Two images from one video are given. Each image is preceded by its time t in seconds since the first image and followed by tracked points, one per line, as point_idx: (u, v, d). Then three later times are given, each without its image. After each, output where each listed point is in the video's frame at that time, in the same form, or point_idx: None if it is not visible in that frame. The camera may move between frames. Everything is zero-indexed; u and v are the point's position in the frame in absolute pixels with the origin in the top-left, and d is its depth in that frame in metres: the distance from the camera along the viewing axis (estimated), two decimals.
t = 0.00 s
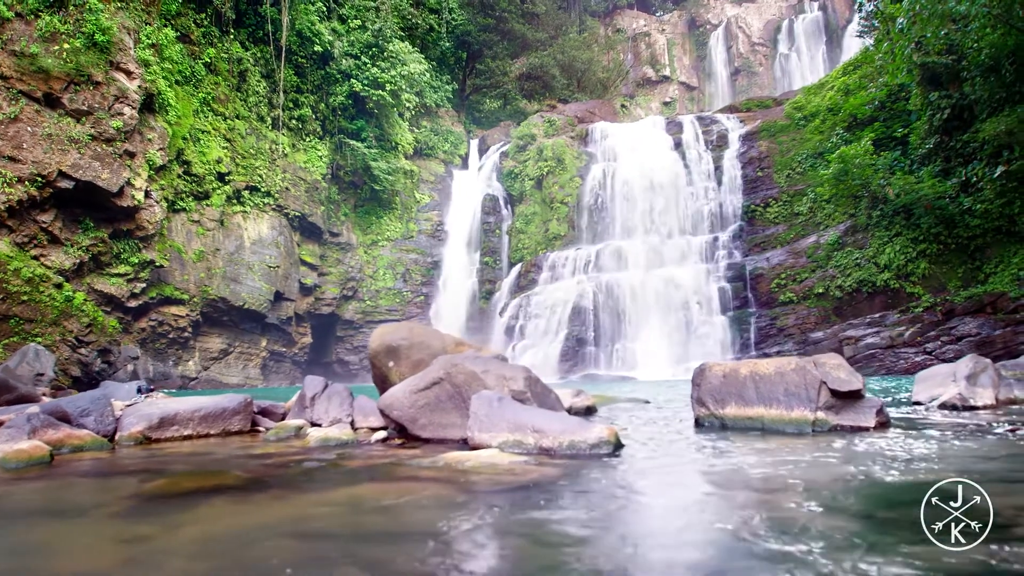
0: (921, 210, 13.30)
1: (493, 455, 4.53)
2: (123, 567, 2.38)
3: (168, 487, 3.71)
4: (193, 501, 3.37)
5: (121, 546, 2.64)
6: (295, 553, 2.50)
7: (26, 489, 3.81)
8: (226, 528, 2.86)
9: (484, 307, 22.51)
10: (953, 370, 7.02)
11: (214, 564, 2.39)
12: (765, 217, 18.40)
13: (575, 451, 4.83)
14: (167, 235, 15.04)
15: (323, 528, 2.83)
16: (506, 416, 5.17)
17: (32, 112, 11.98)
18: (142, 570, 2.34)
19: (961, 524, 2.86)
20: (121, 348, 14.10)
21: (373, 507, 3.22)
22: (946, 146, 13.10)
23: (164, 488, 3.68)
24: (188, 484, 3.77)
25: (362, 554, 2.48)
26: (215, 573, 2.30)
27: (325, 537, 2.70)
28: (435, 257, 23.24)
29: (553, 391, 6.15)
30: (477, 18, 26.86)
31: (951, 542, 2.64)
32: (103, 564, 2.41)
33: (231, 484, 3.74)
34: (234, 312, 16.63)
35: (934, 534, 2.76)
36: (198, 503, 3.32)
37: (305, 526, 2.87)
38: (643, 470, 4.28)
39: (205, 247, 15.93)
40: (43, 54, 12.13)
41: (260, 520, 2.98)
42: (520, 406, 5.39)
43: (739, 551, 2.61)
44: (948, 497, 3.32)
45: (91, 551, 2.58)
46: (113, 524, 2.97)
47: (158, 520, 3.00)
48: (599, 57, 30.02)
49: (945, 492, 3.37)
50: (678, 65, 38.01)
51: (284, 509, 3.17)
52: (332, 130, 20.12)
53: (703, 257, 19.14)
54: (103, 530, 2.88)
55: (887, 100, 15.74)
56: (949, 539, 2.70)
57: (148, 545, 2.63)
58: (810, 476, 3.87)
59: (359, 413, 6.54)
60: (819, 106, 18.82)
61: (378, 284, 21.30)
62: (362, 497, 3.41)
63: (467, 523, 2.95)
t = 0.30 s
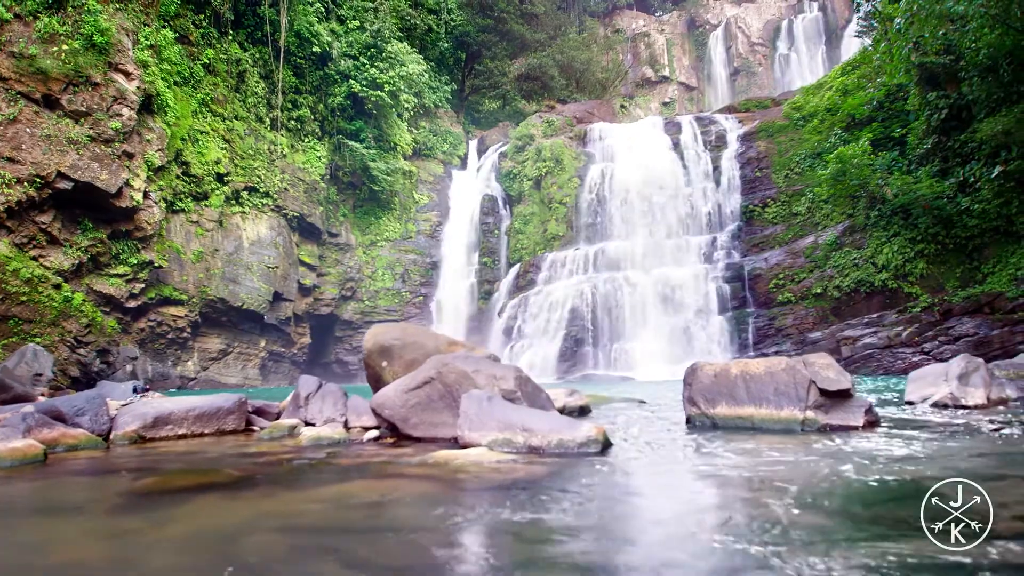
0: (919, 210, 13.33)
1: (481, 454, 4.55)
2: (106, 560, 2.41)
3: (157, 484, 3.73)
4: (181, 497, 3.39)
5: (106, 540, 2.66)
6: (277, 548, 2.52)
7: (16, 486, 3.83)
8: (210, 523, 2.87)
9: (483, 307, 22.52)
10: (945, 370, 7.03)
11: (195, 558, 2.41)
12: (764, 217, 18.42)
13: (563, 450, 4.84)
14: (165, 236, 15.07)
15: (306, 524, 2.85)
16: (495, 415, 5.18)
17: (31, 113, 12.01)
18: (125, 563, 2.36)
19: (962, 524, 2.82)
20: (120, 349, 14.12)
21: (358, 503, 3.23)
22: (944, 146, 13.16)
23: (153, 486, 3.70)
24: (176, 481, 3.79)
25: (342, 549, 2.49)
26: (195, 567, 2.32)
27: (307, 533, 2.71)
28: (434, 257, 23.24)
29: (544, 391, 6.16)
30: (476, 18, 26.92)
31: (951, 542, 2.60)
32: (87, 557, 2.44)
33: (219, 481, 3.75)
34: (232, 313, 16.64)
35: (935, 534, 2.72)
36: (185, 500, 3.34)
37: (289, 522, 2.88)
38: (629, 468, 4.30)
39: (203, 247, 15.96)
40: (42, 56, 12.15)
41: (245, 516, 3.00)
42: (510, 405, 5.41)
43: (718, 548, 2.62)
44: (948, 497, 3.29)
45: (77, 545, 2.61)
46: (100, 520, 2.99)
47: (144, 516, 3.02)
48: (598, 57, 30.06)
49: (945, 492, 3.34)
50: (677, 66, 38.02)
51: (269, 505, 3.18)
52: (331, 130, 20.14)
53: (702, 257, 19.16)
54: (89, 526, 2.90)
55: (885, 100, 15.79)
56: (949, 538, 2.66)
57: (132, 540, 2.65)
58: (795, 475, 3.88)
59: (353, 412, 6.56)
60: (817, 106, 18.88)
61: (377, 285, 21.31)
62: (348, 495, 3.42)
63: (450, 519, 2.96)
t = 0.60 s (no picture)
0: (916, 210, 13.36)
1: (469, 453, 4.56)
2: (92, 556, 2.43)
3: (146, 482, 3.74)
4: (168, 495, 3.41)
5: (90, 536, 2.67)
6: (260, 544, 2.53)
7: (7, 485, 3.85)
8: (196, 520, 2.89)
9: (484, 308, 22.19)
10: (936, 370, 7.04)
11: (177, 554, 2.42)
12: (762, 218, 18.44)
13: (551, 448, 4.86)
14: (164, 237, 15.10)
15: (290, 521, 2.87)
16: (484, 414, 5.20)
17: (29, 113, 12.05)
18: (111, 559, 2.38)
19: (962, 524, 2.80)
20: (118, 349, 14.14)
21: (343, 501, 3.24)
22: (941, 146, 13.29)
23: (143, 484, 3.71)
24: (165, 480, 3.81)
25: (324, 546, 2.51)
26: (178, 563, 2.34)
27: (291, 530, 2.73)
28: (433, 258, 23.24)
29: (534, 391, 6.17)
30: (474, 19, 26.97)
31: (950, 542, 2.57)
32: (73, 553, 2.46)
33: (207, 480, 3.77)
34: (231, 313, 16.66)
35: (935, 534, 2.70)
36: (172, 498, 3.35)
37: (273, 519, 2.90)
38: (615, 467, 4.32)
39: (202, 248, 15.99)
40: (40, 56, 12.18)
41: (230, 513, 3.01)
42: (500, 405, 5.43)
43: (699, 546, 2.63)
44: (949, 497, 3.26)
45: (64, 541, 2.62)
46: (88, 517, 3.01)
47: (131, 513, 3.04)
48: (597, 57, 30.10)
49: (946, 492, 3.31)
50: (677, 66, 37.95)
51: (255, 503, 3.20)
52: (330, 131, 20.15)
53: (700, 257, 19.19)
54: (76, 522, 2.92)
55: (883, 100, 15.82)
56: (950, 539, 2.62)
57: (116, 536, 2.67)
58: (778, 473, 3.90)
59: (346, 412, 6.57)
60: (815, 107, 18.93)
61: (376, 285, 21.32)
62: (334, 492, 3.44)
63: (433, 517, 2.97)
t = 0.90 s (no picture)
0: (913, 210, 13.38)
1: (456, 453, 4.58)
2: (79, 555, 2.46)
3: (135, 483, 3.76)
4: (157, 495, 3.43)
5: (77, 537, 2.70)
6: (244, 544, 2.56)
7: None
8: (184, 520, 2.93)
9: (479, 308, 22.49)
10: (926, 370, 7.07)
11: (161, 554, 2.45)
12: (760, 218, 18.48)
13: (538, 449, 4.89)
14: (162, 237, 15.14)
15: (275, 521, 2.90)
16: (473, 415, 5.22)
17: (27, 115, 12.10)
18: (97, 558, 2.42)
19: (962, 523, 2.77)
20: (116, 349, 14.17)
21: (328, 502, 3.27)
22: (938, 147, 13.38)
23: (133, 484, 3.74)
24: (155, 480, 3.83)
25: (306, 545, 2.54)
26: (162, 562, 2.36)
27: (275, 530, 2.75)
28: (431, 258, 23.24)
29: (523, 392, 6.20)
30: (473, 19, 27.00)
31: (949, 541, 2.55)
32: (60, 553, 2.49)
33: (197, 480, 3.79)
34: (229, 313, 16.68)
35: (934, 532, 2.67)
36: (160, 498, 3.38)
37: (258, 519, 2.92)
38: (601, 466, 4.35)
39: (200, 248, 16.00)
40: (38, 57, 12.21)
41: (218, 513, 3.04)
42: (488, 406, 5.45)
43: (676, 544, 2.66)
44: (949, 497, 3.23)
45: (52, 540, 2.66)
46: (77, 517, 3.04)
47: (119, 514, 3.07)
48: (595, 58, 30.14)
49: (946, 492, 3.28)
50: (676, 66, 37.77)
51: (242, 503, 3.22)
52: (328, 131, 20.15)
53: (698, 257, 19.22)
54: (65, 522, 2.94)
55: (880, 101, 15.85)
56: (949, 538, 2.60)
57: (103, 536, 2.69)
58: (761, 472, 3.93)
59: (338, 412, 6.60)
60: (813, 108, 18.98)
61: (374, 285, 21.33)
62: (321, 493, 3.47)
63: (415, 517, 3.00)
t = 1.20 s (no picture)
0: (910, 211, 13.41)
1: (442, 454, 4.60)
2: (60, 554, 2.49)
3: (122, 483, 3.79)
4: (143, 495, 3.46)
5: (61, 537, 2.72)
6: (225, 544, 2.59)
7: None
8: (168, 519, 2.95)
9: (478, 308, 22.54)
10: (916, 371, 7.10)
11: (141, 553, 2.48)
12: (758, 218, 18.50)
13: (524, 450, 4.91)
14: (161, 238, 15.17)
15: (256, 520, 2.93)
16: (460, 416, 5.24)
17: (25, 115, 12.15)
18: (76, 557, 2.44)
19: (965, 523, 2.75)
20: (114, 350, 14.21)
21: (311, 502, 3.29)
22: (936, 147, 13.44)
23: (120, 484, 3.77)
24: (142, 480, 3.85)
25: (285, 545, 2.56)
26: (144, 562, 2.39)
27: (256, 530, 2.78)
28: (430, 258, 23.22)
29: (511, 393, 6.23)
30: (471, 20, 27.03)
31: (950, 541, 2.53)
32: (41, 552, 2.52)
33: (183, 480, 3.82)
34: (228, 313, 16.71)
35: (934, 532, 2.66)
36: (146, 498, 3.40)
37: (238, 519, 2.95)
38: (584, 466, 4.37)
39: (198, 249, 16.02)
40: (36, 58, 12.25)
41: (202, 513, 3.07)
42: (476, 407, 5.48)
43: (650, 542, 2.69)
44: (949, 497, 3.22)
45: (35, 540, 2.69)
46: (61, 517, 3.06)
47: (104, 514, 3.10)
48: (594, 58, 30.17)
49: (946, 492, 3.27)
50: (675, 66, 37.81)
51: (226, 503, 3.25)
52: (327, 132, 20.18)
53: (696, 258, 19.24)
54: (49, 522, 2.97)
55: (878, 101, 15.90)
56: (950, 538, 2.58)
57: (87, 536, 2.72)
58: (742, 472, 3.96)
59: (330, 413, 6.62)
60: (810, 108, 19.02)
61: (373, 285, 21.34)
62: (305, 493, 3.49)
63: (395, 516, 3.02)
